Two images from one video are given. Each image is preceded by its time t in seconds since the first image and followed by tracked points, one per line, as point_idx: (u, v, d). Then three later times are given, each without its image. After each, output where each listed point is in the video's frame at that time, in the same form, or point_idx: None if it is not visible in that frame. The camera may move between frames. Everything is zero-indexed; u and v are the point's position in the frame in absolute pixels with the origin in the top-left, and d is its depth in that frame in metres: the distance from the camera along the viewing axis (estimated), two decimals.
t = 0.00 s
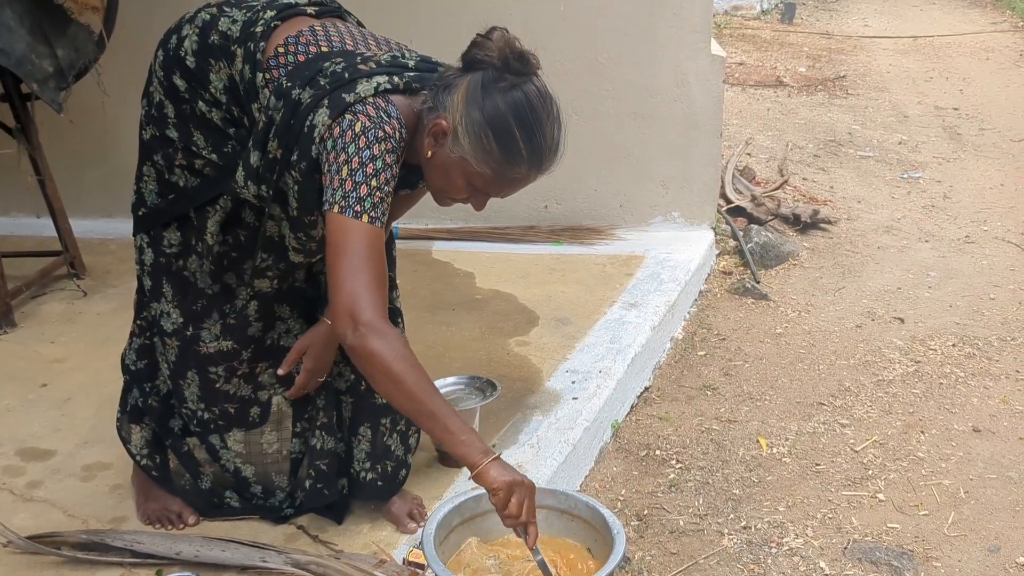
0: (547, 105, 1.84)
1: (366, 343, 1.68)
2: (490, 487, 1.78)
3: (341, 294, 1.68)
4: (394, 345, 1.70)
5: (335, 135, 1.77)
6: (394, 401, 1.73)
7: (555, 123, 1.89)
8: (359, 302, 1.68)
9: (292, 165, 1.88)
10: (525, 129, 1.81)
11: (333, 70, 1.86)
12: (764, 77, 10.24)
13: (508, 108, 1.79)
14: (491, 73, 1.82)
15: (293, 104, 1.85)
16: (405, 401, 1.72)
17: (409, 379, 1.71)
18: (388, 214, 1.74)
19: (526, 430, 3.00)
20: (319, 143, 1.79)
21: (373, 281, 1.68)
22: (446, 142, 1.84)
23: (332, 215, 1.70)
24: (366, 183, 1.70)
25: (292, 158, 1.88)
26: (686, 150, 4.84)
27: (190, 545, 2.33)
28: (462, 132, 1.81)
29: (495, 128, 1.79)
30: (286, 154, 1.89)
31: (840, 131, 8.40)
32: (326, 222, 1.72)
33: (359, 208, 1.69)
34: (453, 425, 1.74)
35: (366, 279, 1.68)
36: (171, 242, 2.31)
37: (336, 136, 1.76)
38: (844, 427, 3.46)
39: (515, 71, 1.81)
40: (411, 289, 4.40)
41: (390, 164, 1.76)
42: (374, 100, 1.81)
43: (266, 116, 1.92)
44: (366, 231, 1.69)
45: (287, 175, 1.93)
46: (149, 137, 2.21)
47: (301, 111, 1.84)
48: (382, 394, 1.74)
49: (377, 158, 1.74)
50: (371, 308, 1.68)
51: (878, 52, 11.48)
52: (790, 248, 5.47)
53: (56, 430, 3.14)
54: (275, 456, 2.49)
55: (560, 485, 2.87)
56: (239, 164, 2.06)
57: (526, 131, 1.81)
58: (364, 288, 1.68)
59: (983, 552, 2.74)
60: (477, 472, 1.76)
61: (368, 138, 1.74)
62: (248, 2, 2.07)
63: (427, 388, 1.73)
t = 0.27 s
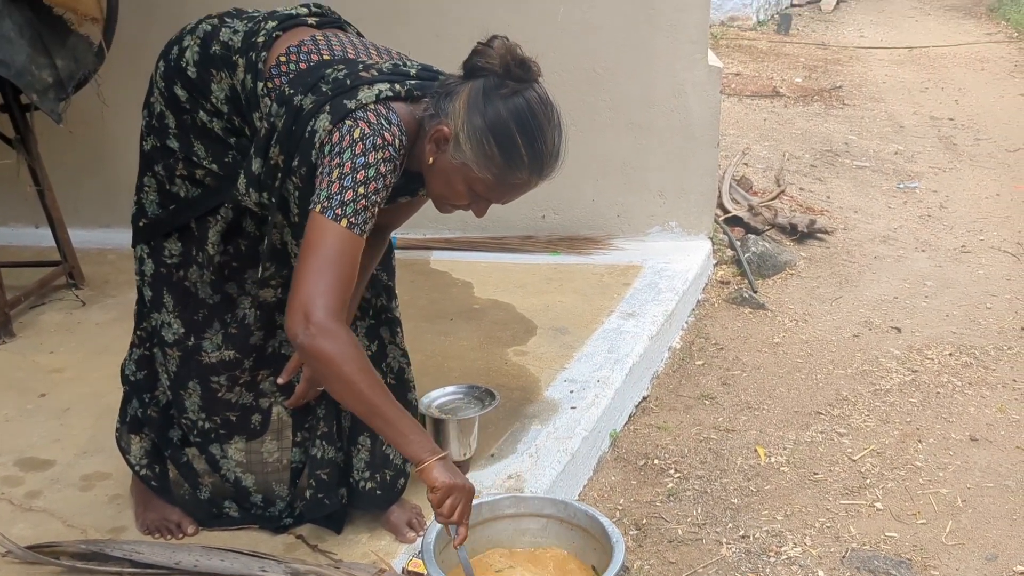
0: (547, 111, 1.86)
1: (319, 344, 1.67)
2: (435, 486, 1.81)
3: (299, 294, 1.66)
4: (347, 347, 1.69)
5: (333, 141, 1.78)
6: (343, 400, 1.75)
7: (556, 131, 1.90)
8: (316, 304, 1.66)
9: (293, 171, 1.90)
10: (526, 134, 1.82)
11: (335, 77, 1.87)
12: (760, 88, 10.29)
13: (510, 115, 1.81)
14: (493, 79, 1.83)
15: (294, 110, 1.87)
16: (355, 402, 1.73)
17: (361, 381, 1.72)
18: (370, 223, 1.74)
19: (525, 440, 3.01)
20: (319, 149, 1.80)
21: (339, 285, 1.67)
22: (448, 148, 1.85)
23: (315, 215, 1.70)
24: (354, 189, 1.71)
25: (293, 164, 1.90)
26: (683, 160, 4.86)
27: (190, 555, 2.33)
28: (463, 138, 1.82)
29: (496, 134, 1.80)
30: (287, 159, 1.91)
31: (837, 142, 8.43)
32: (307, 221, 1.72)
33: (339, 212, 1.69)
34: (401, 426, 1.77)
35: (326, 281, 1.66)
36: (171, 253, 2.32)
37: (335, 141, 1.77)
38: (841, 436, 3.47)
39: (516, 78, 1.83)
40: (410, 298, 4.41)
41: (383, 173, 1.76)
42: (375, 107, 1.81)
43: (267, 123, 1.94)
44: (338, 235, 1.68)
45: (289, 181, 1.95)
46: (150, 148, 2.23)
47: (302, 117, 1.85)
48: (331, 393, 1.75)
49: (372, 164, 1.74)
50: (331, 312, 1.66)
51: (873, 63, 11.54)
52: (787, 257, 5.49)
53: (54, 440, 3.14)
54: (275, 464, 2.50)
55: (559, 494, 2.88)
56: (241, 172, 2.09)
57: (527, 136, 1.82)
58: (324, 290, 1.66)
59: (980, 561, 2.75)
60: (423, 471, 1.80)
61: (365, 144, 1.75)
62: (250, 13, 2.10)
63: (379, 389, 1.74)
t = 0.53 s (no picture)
0: (540, 121, 1.87)
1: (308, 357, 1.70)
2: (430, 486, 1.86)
3: (290, 310, 1.69)
4: (339, 359, 1.72)
5: (325, 151, 1.78)
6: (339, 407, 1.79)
7: (549, 140, 1.91)
8: (306, 320, 1.68)
9: (287, 181, 1.91)
10: (518, 144, 1.83)
11: (329, 87, 1.88)
12: (761, 98, 10.32)
13: (502, 125, 1.82)
14: (485, 90, 1.84)
15: (289, 120, 1.88)
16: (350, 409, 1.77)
17: (354, 391, 1.75)
18: (362, 237, 1.75)
19: (526, 450, 3.01)
20: (312, 159, 1.81)
21: (327, 300, 1.69)
22: (441, 158, 1.85)
23: (305, 229, 1.72)
24: (343, 205, 1.72)
25: (287, 174, 1.91)
26: (684, 170, 4.87)
27: (192, 566, 2.33)
28: (455, 148, 1.83)
29: (487, 144, 1.81)
30: (281, 169, 1.92)
31: (837, 151, 8.45)
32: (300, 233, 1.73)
33: (330, 227, 1.70)
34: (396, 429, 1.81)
35: (316, 296, 1.68)
36: (171, 261, 2.32)
37: (326, 153, 1.78)
38: (843, 446, 3.46)
39: (508, 88, 1.84)
40: (413, 308, 4.42)
41: (373, 185, 1.77)
42: (368, 117, 1.83)
43: (263, 133, 1.95)
44: (329, 250, 1.69)
45: (283, 191, 1.95)
46: (150, 157, 2.24)
47: (296, 127, 1.86)
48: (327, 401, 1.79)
49: (361, 178, 1.75)
50: (319, 327, 1.69)
51: (874, 73, 11.57)
52: (788, 267, 5.49)
53: (56, 450, 3.14)
54: (275, 474, 2.51)
55: (560, 504, 2.87)
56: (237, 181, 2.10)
57: (519, 146, 1.83)
58: (314, 306, 1.68)
59: (982, 571, 2.75)
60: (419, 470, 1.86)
61: (356, 157, 1.75)
62: (248, 24, 2.11)
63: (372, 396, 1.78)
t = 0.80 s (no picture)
0: (533, 128, 1.86)
1: (302, 369, 1.74)
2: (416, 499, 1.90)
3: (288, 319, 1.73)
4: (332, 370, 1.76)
5: (319, 161, 1.79)
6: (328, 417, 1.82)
7: (542, 147, 1.90)
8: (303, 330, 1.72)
9: (282, 188, 1.91)
10: (510, 151, 1.83)
11: (324, 95, 1.89)
12: (765, 104, 10.31)
13: (494, 133, 1.81)
14: (477, 97, 1.84)
15: (285, 128, 1.89)
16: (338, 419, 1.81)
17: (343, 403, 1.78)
18: (358, 247, 1.76)
19: (531, 457, 3.00)
20: (306, 167, 1.82)
21: (324, 314, 1.72)
22: (434, 166, 1.85)
23: (302, 241, 1.73)
24: (338, 216, 1.73)
25: (282, 181, 1.91)
26: (688, 177, 4.87)
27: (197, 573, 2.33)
28: (449, 156, 1.83)
29: (480, 152, 1.81)
30: (277, 177, 1.92)
31: (842, 158, 8.44)
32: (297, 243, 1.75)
33: (326, 239, 1.71)
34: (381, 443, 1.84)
35: (313, 308, 1.71)
36: (172, 267, 2.32)
37: (320, 163, 1.79)
38: (849, 454, 3.45)
39: (501, 96, 1.84)
40: (418, 315, 4.42)
41: (366, 196, 1.78)
42: (361, 126, 1.83)
43: (259, 140, 1.96)
44: (326, 262, 1.71)
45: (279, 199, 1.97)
46: (150, 163, 2.25)
47: (291, 135, 1.86)
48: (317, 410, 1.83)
49: (354, 188, 1.76)
50: (314, 341, 1.72)
51: (878, 80, 11.57)
52: (793, 274, 5.48)
53: (61, 457, 3.14)
54: (276, 481, 2.50)
55: (565, 512, 2.87)
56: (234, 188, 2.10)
57: (512, 153, 1.83)
58: (311, 318, 1.71)
59: None
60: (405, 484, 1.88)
61: (348, 167, 1.77)
62: (248, 31, 2.12)
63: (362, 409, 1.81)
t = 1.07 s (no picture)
0: (530, 126, 1.87)
1: (279, 360, 1.76)
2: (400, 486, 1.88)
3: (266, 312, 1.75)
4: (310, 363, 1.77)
5: (313, 158, 1.80)
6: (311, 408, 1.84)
7: (539, 146, 1.90)
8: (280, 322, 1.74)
9: (278, 187, 1.92)
10: (507, 150, 1.83)
11: (321, 94, 1.89)
12: (770, 108, 10.31)
13: (491, 131, 1.82)
14: (473, 96, 1.85)
15: (281, 127, 1.89)
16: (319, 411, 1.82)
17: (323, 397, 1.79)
18: (344, 244, 1.77)
19: (535, 460, 3.00)
20: (302, 163, 1.82)
21: (301, 305, 1.73)
22: (431, 165, 1.86)
23: (289, 235, 1.74)
24: (326, 212, 1.73)
25: (278, 179, 1.92)
26: (693, 180, 4.87)
27: None
28: (445, 155, 1.83)
29: (476, 150, 1.81)
30: (274, 175, 1.92)
31: (847, 162, 8.43)
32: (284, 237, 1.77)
33: (311, 234, 1.72)
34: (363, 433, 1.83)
35: (291, 301, 1.73)
36: (173, 269, 2.32)
37: (314, 160, 1.79)
38: (854, 457, 3.44)
39: (497, 95, 1.84)
40: (423, 318, 4.42)
41: (358, 194, 1.78)
42: (357, 124, 1.83)
43: (257, 139, 1.96)
44: (308, 258, 1.73)
45: (275, 197, 1.98)
46: (150, 166, 2.26)
47: (287, 133, 1.87)
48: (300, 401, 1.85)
49: (346, 185, 1.76)
50: (290, 331, 1.74)
51: (883, 83, 11.56)
52: (798, 277, 5.47)
53: (66, 459, 3.15)
54: (278, 483, 2.50)
55: (569, 515, 2.86)
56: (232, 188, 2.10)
57: (508, 151, 1.83)
58: (287, 310, 1.73)
59: None
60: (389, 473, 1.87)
61: (342, 164, 1.77)
62: (248, 33, 2.13)
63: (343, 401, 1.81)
